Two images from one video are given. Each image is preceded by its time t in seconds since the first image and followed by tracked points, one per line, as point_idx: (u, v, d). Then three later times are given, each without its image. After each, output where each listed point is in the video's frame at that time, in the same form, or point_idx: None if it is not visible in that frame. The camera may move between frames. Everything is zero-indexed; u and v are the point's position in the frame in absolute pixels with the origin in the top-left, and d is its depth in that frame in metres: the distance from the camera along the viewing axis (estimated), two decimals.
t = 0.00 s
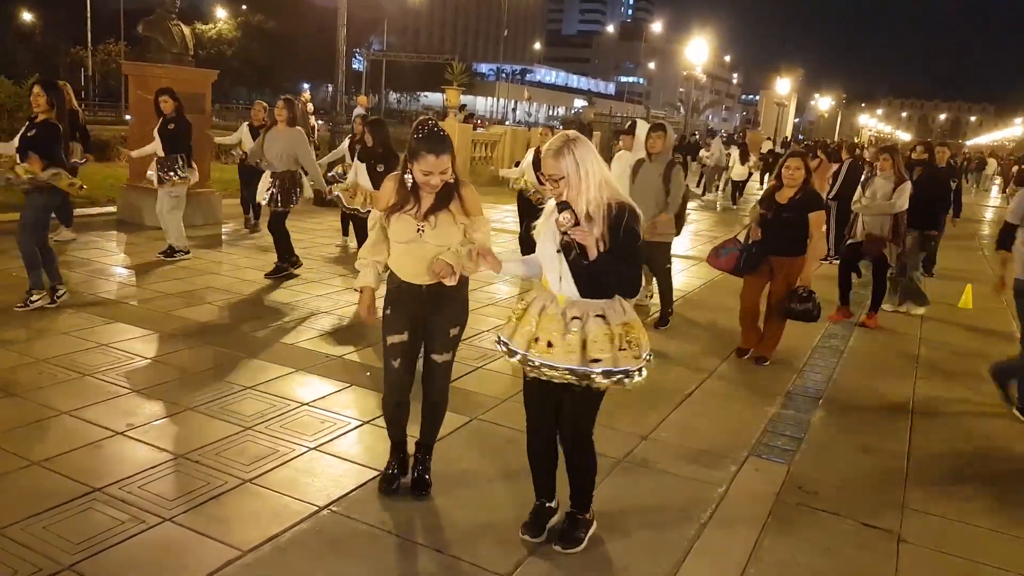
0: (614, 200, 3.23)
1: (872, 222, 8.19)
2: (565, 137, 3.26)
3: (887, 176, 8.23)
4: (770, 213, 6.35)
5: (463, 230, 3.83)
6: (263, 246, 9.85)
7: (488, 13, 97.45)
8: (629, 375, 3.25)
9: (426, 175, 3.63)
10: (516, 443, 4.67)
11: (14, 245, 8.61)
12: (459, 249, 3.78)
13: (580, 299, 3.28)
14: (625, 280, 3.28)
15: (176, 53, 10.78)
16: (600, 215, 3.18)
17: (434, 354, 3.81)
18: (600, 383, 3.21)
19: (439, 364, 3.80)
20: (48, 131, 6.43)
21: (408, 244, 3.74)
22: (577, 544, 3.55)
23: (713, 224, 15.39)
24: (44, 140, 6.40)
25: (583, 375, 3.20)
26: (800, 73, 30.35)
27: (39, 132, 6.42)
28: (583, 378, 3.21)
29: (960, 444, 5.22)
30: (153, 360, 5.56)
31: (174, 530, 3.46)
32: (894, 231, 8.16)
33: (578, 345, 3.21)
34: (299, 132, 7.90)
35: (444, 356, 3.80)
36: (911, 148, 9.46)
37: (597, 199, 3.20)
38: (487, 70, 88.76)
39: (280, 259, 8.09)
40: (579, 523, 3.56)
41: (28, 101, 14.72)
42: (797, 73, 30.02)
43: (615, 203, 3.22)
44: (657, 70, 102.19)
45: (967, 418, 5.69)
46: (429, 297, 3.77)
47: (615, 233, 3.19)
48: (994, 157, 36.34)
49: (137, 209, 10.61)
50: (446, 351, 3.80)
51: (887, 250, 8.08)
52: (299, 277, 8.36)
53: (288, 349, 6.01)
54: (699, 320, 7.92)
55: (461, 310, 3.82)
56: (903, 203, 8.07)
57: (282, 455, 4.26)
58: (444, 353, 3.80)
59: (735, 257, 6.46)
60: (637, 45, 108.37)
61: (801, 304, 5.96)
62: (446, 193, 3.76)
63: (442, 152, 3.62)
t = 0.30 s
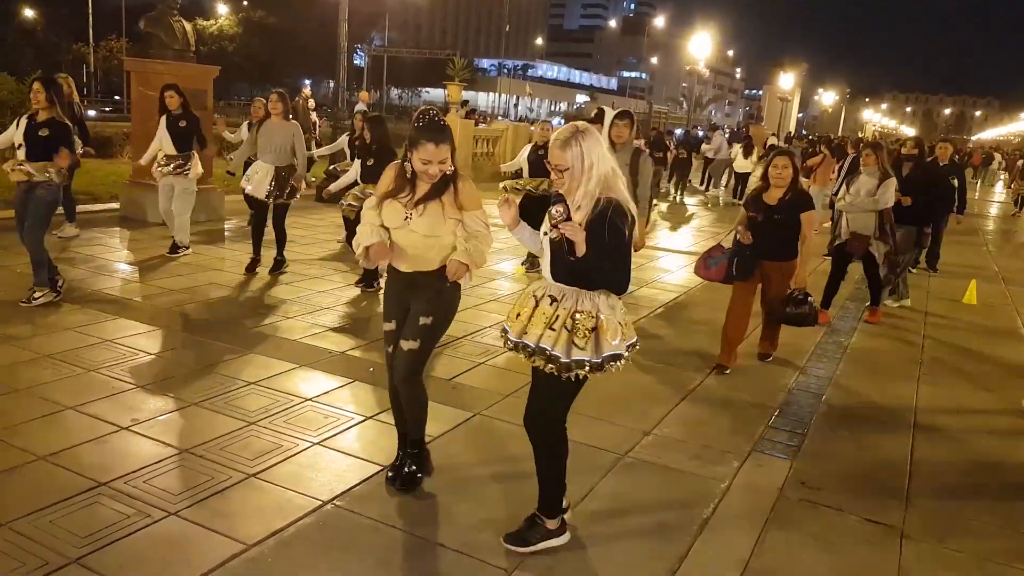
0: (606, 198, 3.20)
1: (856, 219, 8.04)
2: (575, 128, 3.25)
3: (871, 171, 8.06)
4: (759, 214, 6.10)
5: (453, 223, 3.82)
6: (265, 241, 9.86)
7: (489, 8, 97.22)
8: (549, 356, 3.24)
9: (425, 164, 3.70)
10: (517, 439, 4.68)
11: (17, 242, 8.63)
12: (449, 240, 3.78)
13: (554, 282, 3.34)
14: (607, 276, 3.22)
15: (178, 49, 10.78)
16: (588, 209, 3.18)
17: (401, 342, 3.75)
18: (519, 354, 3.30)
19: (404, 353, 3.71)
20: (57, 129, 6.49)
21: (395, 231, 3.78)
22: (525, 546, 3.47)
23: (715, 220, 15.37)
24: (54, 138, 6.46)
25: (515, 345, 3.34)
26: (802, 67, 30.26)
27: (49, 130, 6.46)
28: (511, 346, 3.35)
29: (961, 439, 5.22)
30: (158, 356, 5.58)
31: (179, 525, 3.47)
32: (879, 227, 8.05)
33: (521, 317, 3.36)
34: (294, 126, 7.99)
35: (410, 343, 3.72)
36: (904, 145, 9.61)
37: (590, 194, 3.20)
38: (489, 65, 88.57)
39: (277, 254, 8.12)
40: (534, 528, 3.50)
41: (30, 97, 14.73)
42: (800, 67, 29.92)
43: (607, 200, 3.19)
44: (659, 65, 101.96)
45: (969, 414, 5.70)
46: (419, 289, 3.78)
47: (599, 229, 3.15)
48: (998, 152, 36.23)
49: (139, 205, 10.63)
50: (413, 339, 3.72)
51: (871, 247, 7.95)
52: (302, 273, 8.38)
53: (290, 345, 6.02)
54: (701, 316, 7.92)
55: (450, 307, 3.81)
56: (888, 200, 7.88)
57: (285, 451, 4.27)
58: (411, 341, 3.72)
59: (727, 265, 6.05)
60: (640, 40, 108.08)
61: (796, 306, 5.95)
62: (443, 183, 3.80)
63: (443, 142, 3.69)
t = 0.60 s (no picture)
0: (624, 191, 3.19)
1: (839, 209, 7.89)
2: (588, 123, 3.23)
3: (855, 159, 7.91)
4: (754, 208, 5.88)
5: (458, 215, 3.83)
6: (268, 234, 9.86)
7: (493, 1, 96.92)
8: (588, 364, 3.21)
9: (426, 155, 3.67)
10: (519, 431, 4.68)
11: (21, 234, 8.64)
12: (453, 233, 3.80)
13: (571, 285, 3.30)
14: (629, 274, 3.20)
15: (181, 41, 10.77)
16: (606, 207, 3.18)
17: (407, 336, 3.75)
18: (557, 365, 3.23)
19: (411, 346, 3.71)
20: (67, 122, 6.59)
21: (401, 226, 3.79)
22: (572, 535, 3.55)
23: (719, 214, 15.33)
24: (65, 131, 6.54)
25: (545, 357, 3.26)
26: (807, 61, 30.12)
27: (58, 123, 6.54)
28: (542, 358, 3.26)
29: (964, 433, 5.21)
30: (161, 348, 5.58)
31: (181, 516, 3.48)
32: (860, 217, 7.93)
33: (547, 325, 3.28)
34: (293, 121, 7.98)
35: (416, 339, 3.71)
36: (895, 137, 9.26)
37: (606, 190, 3.19)
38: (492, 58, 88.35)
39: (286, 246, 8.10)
40: (579, 517, 3.58)
41: (34, 89, 14.72)
42: (805, 61, 29.78)
43: (624, 195, 3.18)
44: (663, 58, 101.63)
45: (973, 408, 5.69)
46: (421, 281, 3.76)
47: (618, 226, 3.15)
48: (1003, 146, 36.14)
49: (143, 198, 10.63)
50: (420, 334, 3.72)
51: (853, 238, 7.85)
52: (305, 265, 8.37)
53: (292, 337, 6.03)
54: (704, 309, 7.90)
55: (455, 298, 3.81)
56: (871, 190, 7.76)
57: (288, 443, 4.28)
58: (417, 336, 3.71)
59: (719, 260, 5.65)
60: (644, 33, 107.69)
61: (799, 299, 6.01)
62: (445, 176, 3.80)
63: (444, 133, 3.66)
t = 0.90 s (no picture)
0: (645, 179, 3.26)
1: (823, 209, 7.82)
2: (603, 111, 3.20)
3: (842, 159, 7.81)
4: (763, 214, 5.45)
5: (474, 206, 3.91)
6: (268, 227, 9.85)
7: None
8: (662, 353, 3.36)
9: (428, 148, 3.66)
10: (517, 425, 4.68)
11: (21, 225, 8.63)
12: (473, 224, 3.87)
13: (612, 281, 3.29)
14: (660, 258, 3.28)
15: (181, 33, 10.74)
16: (637, 195, 3.21)
17: (440, 336, 3.87)
18: (642, 362, 3.30)
19: (445, 345, 3.85)
20: (56, 109, 6.40)
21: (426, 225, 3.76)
22: (572, 529, 3.56)
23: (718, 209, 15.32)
24: (53, 119, 6.37)
25: (625, 358, 3.25)
26: (808, 57, 30.04)
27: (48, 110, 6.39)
28: (624, 361, 3.26)
29: (962, 429, 5.23)
30: (159, 341, 5.59)
31: (179, 509, 3.49)
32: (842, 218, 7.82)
33: (617, 327, 3.24)
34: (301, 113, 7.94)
35: (452, 337, 3.87)
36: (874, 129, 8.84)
37: (633, 178, 3.21)
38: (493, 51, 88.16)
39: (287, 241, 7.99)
40: (578, 511, 3.59)
41: (33, 80, 14.69)
42: (805, 56, 29.70)
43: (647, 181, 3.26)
44: (664, 53, 101.39)
45: (970, 404, 5.70)
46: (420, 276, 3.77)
47: (651, 213, 3.24)
48: (1003, 144, 36.03)
49: (142, 190, 10.62)
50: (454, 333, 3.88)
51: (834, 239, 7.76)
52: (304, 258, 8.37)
53: (290, 330, 6.03)
54: (704, 305, 7.91)
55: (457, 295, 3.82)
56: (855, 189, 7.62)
57: (286, 436, 4.28)
58: (453, 334, 3.87)
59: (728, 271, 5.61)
60: (645, 28, 107.40)
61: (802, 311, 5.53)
62: (452, 169, 3.81)
63: (445, 124, 3.66)
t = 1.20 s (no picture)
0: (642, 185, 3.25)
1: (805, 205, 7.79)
2: (604, 115, 3.20)
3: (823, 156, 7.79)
4: (784, 218, 5.15)
5: (472, 205, 3.87)
6: (265, 225, 9.84)
7: None
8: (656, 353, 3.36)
9: (429, 147, 3.66)
10: (513, 424, 4.68)
11: (17, 223, 8.61)
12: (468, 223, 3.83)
13: (605, 284, 3.28)
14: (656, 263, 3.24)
15: (179, 31, 10.73)
16: (634, 200, 3.19)
17: (440, 334, 3.85)
18: (636, 364, 3.29)
19: (443, 343, 3.84)
20: (54, 109, 6.40)
21: (420, 221, 3.74)
22: (570, 528, 3.56)
23: (715, 208, 15.33)
24: (52, 118, 6.37)
25: (621, 360, 3.26)
26: (805, 57, 30.08)
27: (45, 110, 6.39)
28: (620, 363, 3.26)
29: (957, 429, 5.24)
30: (156, 339, 5.57)
31: (175, 508, 3.48)
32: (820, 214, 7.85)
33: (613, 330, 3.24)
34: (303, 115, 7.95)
35: (450, 335, 3.85)
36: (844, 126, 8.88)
37: (630, 183, 3.20)
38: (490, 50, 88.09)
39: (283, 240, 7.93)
40: (575, 510, 3.59)
41: (30, 77, 14.66)
42: (802, 57, 29.76)
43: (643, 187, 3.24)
44: (661, 52, 101.43)
45: (966, 403, 5.71)
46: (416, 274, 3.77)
47: (646, 218, 3.21)
48: (998, 144, 36.10)
49: (139, 188, 10.60)
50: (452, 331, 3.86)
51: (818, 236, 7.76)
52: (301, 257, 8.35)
53: (287, 328, 6.03)
54: (700, 304, 7.91)
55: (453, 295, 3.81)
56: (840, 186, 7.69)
57: (282, 434, 4.28)
58: (450, 332, 3.85)
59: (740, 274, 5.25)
60: (642, 27, 107.44)
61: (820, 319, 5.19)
62: (450, 168, 3.78)
63: (446, 123, 3.65)
